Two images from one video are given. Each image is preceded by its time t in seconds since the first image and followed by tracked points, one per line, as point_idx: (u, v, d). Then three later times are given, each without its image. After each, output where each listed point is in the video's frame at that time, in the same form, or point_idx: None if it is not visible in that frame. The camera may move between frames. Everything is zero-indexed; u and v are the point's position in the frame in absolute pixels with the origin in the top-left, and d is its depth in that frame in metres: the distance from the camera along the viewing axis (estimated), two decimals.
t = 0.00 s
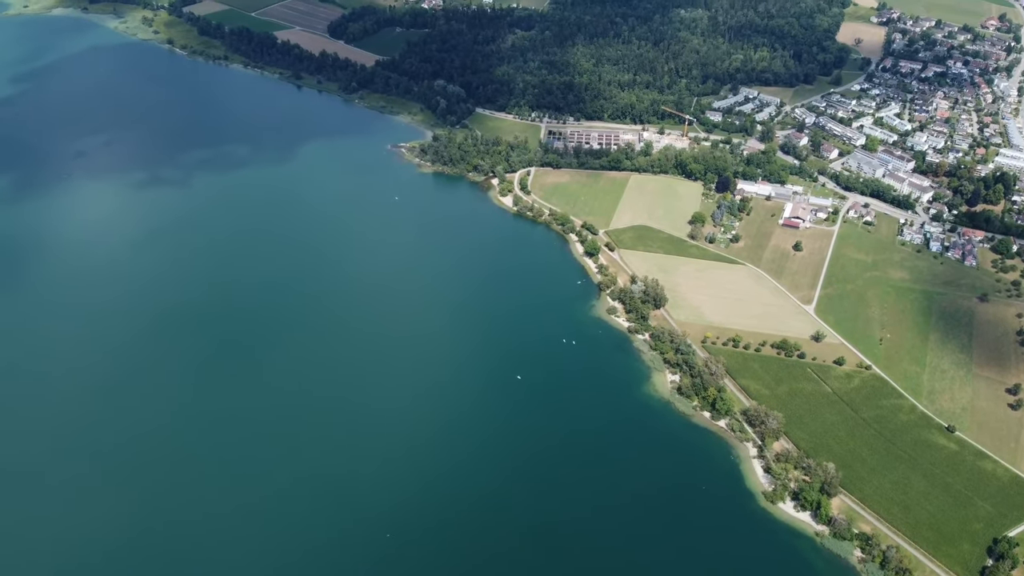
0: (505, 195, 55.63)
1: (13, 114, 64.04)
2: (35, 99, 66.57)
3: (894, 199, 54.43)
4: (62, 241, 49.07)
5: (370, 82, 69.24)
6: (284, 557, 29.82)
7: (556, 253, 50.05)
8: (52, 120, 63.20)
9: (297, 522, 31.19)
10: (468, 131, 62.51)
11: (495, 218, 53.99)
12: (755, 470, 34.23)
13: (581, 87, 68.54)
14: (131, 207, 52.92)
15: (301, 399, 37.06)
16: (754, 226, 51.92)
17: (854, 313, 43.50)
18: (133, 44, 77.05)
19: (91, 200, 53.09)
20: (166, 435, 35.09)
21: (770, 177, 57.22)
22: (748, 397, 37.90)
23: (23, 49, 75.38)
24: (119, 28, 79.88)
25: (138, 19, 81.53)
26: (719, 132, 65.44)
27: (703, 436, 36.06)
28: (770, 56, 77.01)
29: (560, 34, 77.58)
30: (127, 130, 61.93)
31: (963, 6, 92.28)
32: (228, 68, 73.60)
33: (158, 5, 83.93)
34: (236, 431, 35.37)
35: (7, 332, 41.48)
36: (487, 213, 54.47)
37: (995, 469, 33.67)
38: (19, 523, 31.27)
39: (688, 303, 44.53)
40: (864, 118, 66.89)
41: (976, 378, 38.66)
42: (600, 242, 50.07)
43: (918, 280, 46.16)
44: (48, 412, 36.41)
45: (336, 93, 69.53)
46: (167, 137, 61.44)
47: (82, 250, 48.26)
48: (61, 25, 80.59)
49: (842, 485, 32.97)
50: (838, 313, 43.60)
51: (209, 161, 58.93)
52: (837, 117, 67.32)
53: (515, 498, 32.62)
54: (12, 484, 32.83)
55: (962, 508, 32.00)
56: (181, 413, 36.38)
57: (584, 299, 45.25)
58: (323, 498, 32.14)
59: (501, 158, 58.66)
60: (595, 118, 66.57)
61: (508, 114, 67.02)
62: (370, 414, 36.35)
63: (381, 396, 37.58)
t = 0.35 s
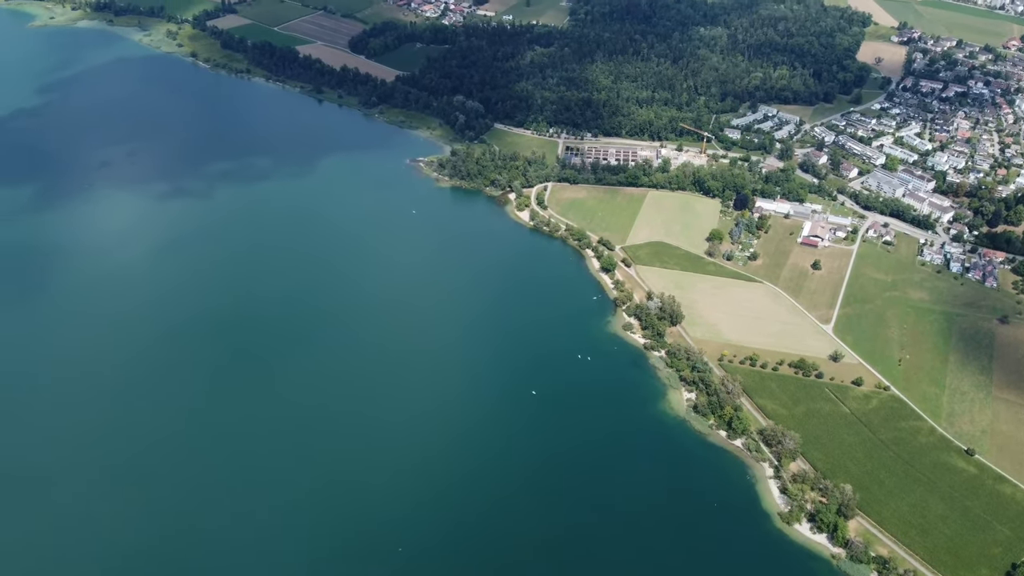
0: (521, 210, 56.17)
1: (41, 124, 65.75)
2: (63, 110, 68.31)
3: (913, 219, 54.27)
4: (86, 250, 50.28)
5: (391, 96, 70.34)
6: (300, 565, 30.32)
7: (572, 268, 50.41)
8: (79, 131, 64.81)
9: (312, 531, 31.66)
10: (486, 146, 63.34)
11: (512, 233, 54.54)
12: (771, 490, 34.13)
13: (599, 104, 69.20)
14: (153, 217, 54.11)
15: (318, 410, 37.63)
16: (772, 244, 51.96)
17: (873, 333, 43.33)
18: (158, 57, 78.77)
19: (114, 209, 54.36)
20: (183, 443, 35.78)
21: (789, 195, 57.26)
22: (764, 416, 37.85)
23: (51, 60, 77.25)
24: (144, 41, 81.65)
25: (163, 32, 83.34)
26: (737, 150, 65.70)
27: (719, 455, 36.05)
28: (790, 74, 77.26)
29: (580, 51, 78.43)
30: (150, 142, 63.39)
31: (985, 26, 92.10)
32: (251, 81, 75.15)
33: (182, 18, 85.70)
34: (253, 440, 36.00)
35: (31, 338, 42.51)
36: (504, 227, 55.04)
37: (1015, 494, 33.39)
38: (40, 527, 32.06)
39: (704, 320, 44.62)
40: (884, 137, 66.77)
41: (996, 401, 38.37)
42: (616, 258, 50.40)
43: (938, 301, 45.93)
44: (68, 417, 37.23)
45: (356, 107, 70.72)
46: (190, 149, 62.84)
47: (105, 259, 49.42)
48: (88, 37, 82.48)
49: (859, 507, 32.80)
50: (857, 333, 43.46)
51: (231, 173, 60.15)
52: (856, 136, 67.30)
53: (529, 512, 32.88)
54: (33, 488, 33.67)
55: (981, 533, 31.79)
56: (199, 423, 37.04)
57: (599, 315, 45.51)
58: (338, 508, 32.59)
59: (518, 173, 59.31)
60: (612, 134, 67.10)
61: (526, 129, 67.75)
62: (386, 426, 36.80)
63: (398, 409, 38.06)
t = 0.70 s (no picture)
0: (540, 225, 56.70)
1: (70, 134, 67.51)
2: (91, 121, 70.12)
3: (935, 239, 54.03)
4: (112, 259, 51.53)
5: (412, 111, 71.48)
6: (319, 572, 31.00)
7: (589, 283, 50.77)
8: (106, 142, 66.50)
9: (326, 542, 32.24)
10: (505, 161, 64.14)
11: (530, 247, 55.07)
12: (789, 511, 34.05)
13: (619, 120, 69.81)
14: (177, 228, 55.33)
15: (335, 421, 38.31)
16: (792, 262, 51.96)
17: (894, 354, 43.11)
18: (183, 70, 80.68)
19: (139, 220, 55.66)
20: (204, 451, 36.61)
21: (810, 214, 57.31)
22: (783, 436, 37.82)
23: (79, 71, 79.33)
24: (170, 54, 83.68)
25: (189, 45, 85.47)
26: (758, 167, 65.88)
27: (736, 475, 36.06)
28: (811, 92, 77.39)
29: (600, 68, 79.28)
30: (176, 154, 64.89)
31: (1009, 46, 91.69)
32: (274, 94, 76.73)
33: (208, 32, 87.90)
34: (270, 449, 36.73)
35: (55, 344, 43.61)
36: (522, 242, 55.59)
37: None
38: (61, 530, 32.91)
39: (723, 338, 44.71)
40: (906, 157, 66.53)
41: (1018, 425, 38.02)
42: (634, 274, 50.78)
43: (960, 322, 45.61)
44: (91, 422, 38.21)
45: (378, 122, 71.96)
46: (214, 161, 64.23)
47: (129, 268, 50.60)
48: (116, 50, 84.64)
49: (879, 530, 32.62)
50: (878, 353, 43.26)
51: (254, 186, 61.35)
52: (879, 154, 67.13)
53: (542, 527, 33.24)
54: (55, 491, 34.56)
55: (1002, 559, 31.52)
56: (218, 431, 37.87)
57: (616, 331, 45.80)
58: (353, 521, 33.14)
59: (536, 188, 59.96)
60: (632, 150, 67.62)
61: (545, 145, 68.50)
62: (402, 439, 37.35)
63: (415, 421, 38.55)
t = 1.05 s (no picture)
0: (557, 239, 57.13)
1: (99, 145, 69.44)
2: (119, 132, 72.04)
3: (959, 260, 53.75)
4: (136, 269, 52.82)
5: (432, 126, 72.54)
6: None
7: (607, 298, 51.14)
8: (133, 154, 68.26)
9: (339, 553, 32.80)
10: (524, 176, 64.91)
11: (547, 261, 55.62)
12: (806, 533, 33.97)
13: (639, 137, 70.41)
14: (200, 239, 56.56)
15: (350, 432, 38.92)
16: (812, 281, 51.93)
17: (916, 376, 42.89)
18: (209, 83, 82.65)
19: (162, 231, 56.95)
20: (225, 456, 37.46)
21: (830, 232, 57.31)
22: (802, 457, 37.73)
23: (107, 82, 81.58)
24: (196, 67, 85.92)
25: (215, 59, 87.64)
26: (778, 185, 65.97)
27: (754, 495, 36.03)
28: (833, 110, 77.47)
29: (621, 85, 80.06)
30: (200, 166, 66.42)
31: None
32: (297, 108, 78.33)
33: (232, 46, 90.29)
34: (285, 458, 37.41)
35: (78, 350, 44.75)
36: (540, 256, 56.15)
37: None
38: (80, 531, 33.76)
39: (742, 356, 44.78)
40: (928, 176, 66.19)
41: None
42: (652, 290, 51.11)
43: (983, 344, 45.29)
44: (111, 426, 39.20)
45: (397, 136, 73.17)
46: (237, 174, 65.61)
47: (151, 276, 51.75)
48: (144, 62, 86.95)
49: (898, 554, 32.45)
50: (899, 374, 43.07)
51: (276, 198, 62.52)
52: (901, 174, 66.88)
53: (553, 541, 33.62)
54: (75, 493, 35.51)
55: None
56: (234, 438, 38.65)
57: (634, 347, 46.10)
58: (364, 532, 33.67)
59: (555, 204, 60.61)
60: (651, 166, 68.03)
61: (564, 161, 69.21)
62: (416, 452, 37.85)
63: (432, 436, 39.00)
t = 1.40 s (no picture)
0: (575, 254, 57.80)
1: (126, 157, 69.84)
2: (146, 144, 72.84)
3: (981, 280, 53.46)
4: (156, 276, 52.10)
5: (453, 141, 73.38)
6: None
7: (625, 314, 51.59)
8: (158, 165, 68.72)
9: (353, 551, 32.26)
10: (544, 191, 65.57)
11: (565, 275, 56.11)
12: (825, 554, 33.95)
13: (659, 153, 70.92)
14: (222, 250, 55.94)
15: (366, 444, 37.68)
16: (833, 300, 52.01)
17: (937, 397, 42.68)
18: (233, 96, 84.17)
19: (184, 240, 56.53)
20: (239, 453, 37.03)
21: (852, 251, 57.29)
22: (821, 477, 37.71)
23: (135, 94, 83.39)
24: (221, 80, 87.73)
25: (239, 72, 89.49)
26: (799, 204, 66.03)
27: (773, 515, 36.04)
28: (856, 128, 77.49)
29: (641, 102, 80.79)
30: (225, 178, 66.43)
31: None
32: (319, 122, 79.54)
33: (256, 60, 92.44)
34: (298, 463, 36.53)
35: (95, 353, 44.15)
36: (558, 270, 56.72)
37: None
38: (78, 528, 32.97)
39: (762, 375, 44.85)
40: (951, 196, 65.82)
41: None
42: (670, 306, 51.53)
43: (1006, 366, 45.09)
44: (116, 426, 38.55)
45: (418, 150, 74.06)
46: (261, 187, 65.61)
47: (169, 285, 50.78)
48: (170, 76, 88.79)
49: None
50: (920, 396, 42.89)
51: (300, 210, 62.18)
52: (923, 194, 66.62)
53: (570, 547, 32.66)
54: (76, 489, 34.82)
55: None
56: (242, 444, 37.64)
57: (651, 364, 46.45)
58: (374, 543, 32.72)
59: (574, 220, 61.23)
60: (671, 183, 68.44)
61: (584, 176, 69.85)
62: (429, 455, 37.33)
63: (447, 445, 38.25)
